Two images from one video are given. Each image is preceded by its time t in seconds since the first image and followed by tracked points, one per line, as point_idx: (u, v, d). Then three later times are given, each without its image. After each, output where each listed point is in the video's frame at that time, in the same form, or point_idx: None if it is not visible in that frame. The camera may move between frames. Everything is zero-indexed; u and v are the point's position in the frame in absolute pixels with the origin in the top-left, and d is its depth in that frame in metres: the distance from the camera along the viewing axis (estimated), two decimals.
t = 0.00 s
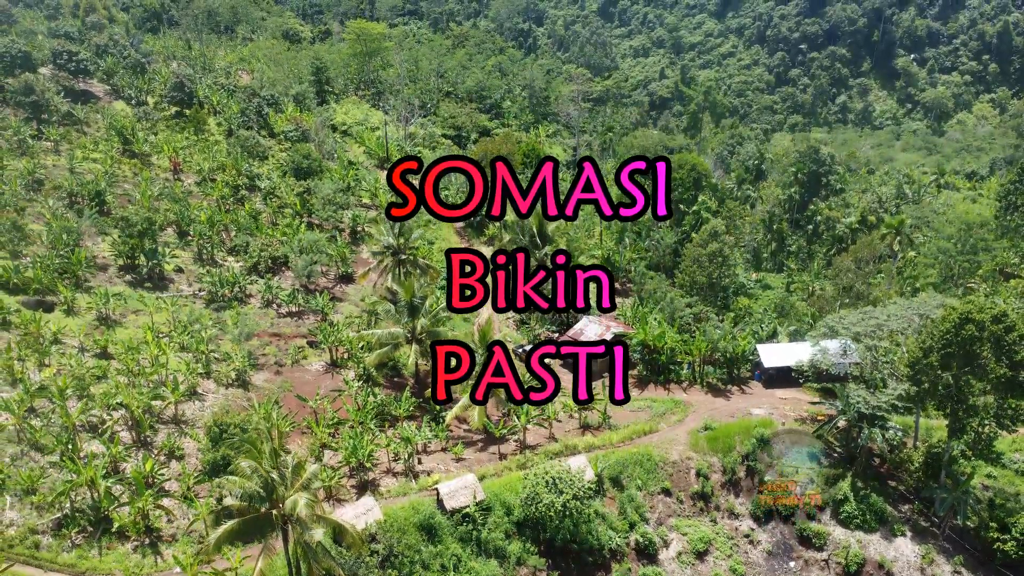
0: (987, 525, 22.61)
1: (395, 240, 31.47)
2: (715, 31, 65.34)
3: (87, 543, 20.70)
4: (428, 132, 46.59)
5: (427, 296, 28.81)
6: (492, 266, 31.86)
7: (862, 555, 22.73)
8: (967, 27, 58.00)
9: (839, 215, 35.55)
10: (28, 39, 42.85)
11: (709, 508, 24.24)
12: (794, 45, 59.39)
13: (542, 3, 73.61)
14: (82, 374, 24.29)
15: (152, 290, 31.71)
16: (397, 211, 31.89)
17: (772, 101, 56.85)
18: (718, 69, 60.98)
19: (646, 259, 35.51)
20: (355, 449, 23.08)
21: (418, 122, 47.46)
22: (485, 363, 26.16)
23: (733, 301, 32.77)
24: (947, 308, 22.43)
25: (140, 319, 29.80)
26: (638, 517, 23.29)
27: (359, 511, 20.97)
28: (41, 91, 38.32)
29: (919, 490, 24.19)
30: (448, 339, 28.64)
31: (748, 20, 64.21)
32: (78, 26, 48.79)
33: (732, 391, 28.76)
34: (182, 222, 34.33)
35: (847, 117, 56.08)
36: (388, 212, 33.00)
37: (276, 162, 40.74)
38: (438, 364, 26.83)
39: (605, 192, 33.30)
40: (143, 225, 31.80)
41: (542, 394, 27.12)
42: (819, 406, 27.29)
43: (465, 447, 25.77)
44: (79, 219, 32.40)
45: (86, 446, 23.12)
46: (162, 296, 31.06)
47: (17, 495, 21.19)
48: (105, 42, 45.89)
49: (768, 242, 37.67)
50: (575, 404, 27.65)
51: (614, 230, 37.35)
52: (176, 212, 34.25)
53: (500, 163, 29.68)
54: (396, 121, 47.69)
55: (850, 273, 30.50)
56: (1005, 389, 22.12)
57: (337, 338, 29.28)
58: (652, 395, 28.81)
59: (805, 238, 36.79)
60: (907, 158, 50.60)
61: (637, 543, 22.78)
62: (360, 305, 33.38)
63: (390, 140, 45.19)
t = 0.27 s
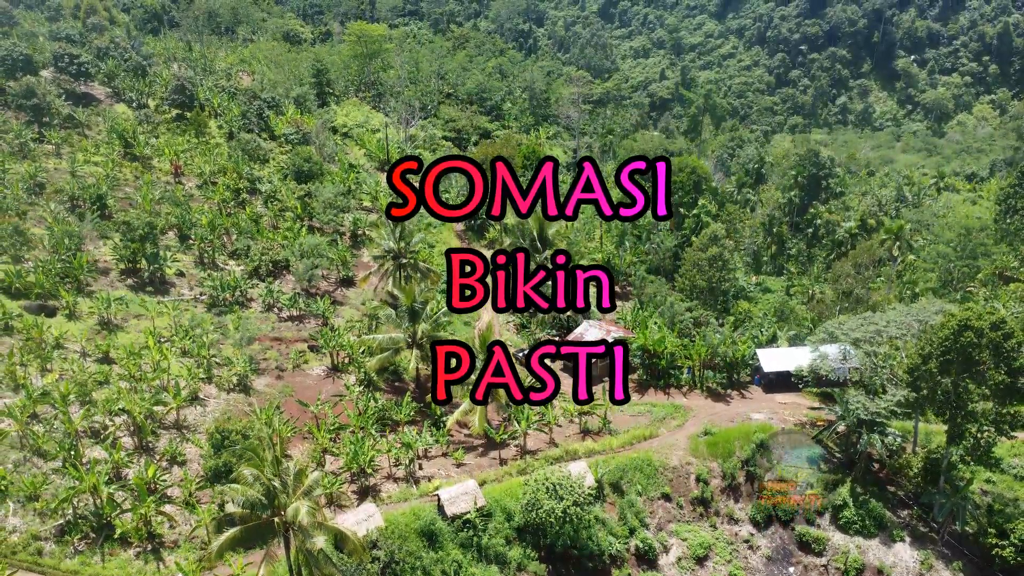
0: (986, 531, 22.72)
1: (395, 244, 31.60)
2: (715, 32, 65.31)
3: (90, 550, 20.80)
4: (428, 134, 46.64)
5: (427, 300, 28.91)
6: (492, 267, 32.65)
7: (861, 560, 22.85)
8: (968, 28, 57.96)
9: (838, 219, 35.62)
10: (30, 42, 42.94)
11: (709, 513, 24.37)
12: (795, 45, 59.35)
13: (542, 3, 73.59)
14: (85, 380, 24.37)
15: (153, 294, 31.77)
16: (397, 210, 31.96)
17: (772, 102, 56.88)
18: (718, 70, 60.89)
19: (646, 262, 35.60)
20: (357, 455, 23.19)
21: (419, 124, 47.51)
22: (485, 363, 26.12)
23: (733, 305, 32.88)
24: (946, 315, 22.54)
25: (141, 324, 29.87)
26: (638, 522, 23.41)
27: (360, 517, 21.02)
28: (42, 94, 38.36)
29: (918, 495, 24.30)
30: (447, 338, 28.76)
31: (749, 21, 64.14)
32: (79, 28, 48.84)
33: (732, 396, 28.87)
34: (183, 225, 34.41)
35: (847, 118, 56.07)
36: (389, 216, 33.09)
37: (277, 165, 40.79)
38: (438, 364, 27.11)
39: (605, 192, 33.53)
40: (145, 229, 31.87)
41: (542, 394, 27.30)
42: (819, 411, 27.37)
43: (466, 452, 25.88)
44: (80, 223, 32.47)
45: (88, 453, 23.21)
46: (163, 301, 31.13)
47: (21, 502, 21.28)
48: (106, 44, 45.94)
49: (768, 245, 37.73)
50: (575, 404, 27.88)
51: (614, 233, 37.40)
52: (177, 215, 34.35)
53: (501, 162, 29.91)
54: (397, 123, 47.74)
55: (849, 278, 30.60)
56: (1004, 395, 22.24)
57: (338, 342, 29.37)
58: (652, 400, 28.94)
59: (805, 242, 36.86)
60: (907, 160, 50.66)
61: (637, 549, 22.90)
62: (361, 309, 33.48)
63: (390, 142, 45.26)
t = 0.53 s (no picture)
0: (984, 537, 22.84)
1: (396, 249, 31.77)
2: (716, 33, 65.19)
3: (92, 557, 20.89)
4: (429, 136, 46.67)
5: (428, 306, 28.95)
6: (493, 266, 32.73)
7: (860, 566, 22.96)
8: (968, 29, 57.94)
9: (838, 223, 35.68)
10: (31, 45, 42.98)
11: (708, 518, 24.47)
12: (795, 47, 59.33)
13: (542, 4, 73.54)
14: (86, 387, 24.44)
15: (155, 298, 31.84)
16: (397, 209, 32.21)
17: (773, 103, 56.89)
18: (719, 71, 60.79)
19: (646, 266, 35.67)
20: (357, 461, 23.27)
21: (419, 127, 47.56)
22: (485, 363, 25.84)
23: (733, 309, 32.95)
24: (946, 321, 22.58)
25: (143, 328, 29.95)
26: (638, 528, 23.52)
27: (361, 524, 21.11)
28: (43, 98, 38.42)
29: (917, 501, 24.38)
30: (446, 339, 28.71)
31: (749, 22, 64.08)
32: (80, 30, 48.86)
33: (731, 401, 29.01)
34: (184, 229, 34.47)
35: (847, 119, 56.06)
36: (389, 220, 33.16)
37: (278, 168, 40.83)
38: (438, 364, 27.29)
39: (605, 192, 33.80)
40: (146, 234, 31.93)
41: (541, 394, 28.23)
42: (818, 417, 27.47)
43: (466, 457, 25.99)
44: (82, 227, 32.54)
45: (90, 459, 23.31)
46: (164, 306, 31.19)
47: (23, 508, 21.34)
48: (107, 47, 45.99)
49: (768, 248, 37.77)
50: (575, 403, 28.73)
51: (614, 236, 37.45)
52: (178, 220, 34.41)
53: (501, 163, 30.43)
54: (398, 126, 47.78)
55: (848, 283, 30.68)
56: (1002, 402, 22.32)
57: (339, 347, 29.46)
58: (651, 405, 29.06)
59: (805, 245, 36.92)
60: (907, 161, 50.68)
61: (637, 555, 23.01)
62: (362, 313, 33.57)
63: (391, 144, 45.33)
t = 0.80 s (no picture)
0: (983, 543, 22.96)
1: (397, 253, 31.85)
2: (716, 34, 65.15)
3: (95, 563, 20.97)
4: (429, 139, 46.68)
5: (429, 311, 28.96)
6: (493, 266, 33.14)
7: (859, 572, 23.06)
8: (968, 31, 57.95)
9: (838, 227, 35.74)
10: (32, 48, 43.01)
11: (708, 524, 24.57)
12: (795, 48, 59.30)
13: (543, 5, 73.48)
14: (88, 393, 24.50)
15: (156, 302, 31.89)
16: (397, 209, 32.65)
17: (773, 105, 56.89)
18: (719, 72, 60.67)
19: (646, 270, 35.74)
20: (359, 467, 23.34)
21: (420, 129, 47.58)
22: (485, 363, 25.90)
23: (733, 313, 33.02)
24: (944, 328, 22.66)
25: (144, 333, 30.00)
26: (638, 534, 23.61)
27: (362, 531, 21.19)
28: (45, 101, 38.44)
29: (916, 507, 24.45)
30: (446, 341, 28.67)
31: (749, 24, 64.02)
32: (81, 33, 48.88)
33: (731, 406, 29.12)
34: (185, 233, 34.53)
35: (847, 120, 56.06)
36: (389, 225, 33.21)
37: (279, 171, 40.87)
38: (437, 363, 27.63)
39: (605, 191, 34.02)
40: (147, 238, 31.99)
41: (542, 394, 28.78)
42: (818, 421, 27.56)
43: (467, 463, 26.09)
44: (83, 231, 32.58)
45: (92, 465, 23.38)
46: (165, 310, 31.24)
47: (26, 515, 21.40)
48: (108, 50, 46.01)
49: (767, 251, 37.80)
50: (575, 403, 29.33)
51: (614, 240, 37.47)
52: (179, 223, 34.46)
53: (501, 163, 30.92)
54: (398, 128, 47.80)
55: (848, 288, 30.75)
56: (1001, 408, 22.39)
57: (339, 352, 29.56)
58: (651, 410, 29.18)
59: (805, 249, 36.94)
60: (907, 163, 50.72)
61: (637, 561, 23.12)
62: (362, 317, 33.65)
63: (391, 147, 45.38)
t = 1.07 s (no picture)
0: (981, 549, 23.11)
1: (397, 257, 31.91)
2: (717, 36, 65.12)
3: (97, 570, 21.05)
4: (430, 141, 46.71)
5: (429, 316, 28.95)
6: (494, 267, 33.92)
7: None
8: (968, 32, 57.95)
9: (838, 231, 35.80)
10: (34, 51, 43.06)
11: (707, 530, 24.67)
12: (795, 50, 59.25)
13: (543, 6, 73.43)
14: (90, 399, 24.58)
15: (157, 307, 31.94)
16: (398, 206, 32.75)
17: (773, 106, 56.87)
18: (720, 73, 60.59)
19: (646, 273, 35.80)
20: (359, 474, 23.41)
21: (420, 132, 47.61)
22: (485, 363, 26.36)
23: (732, 317, 33.10)
24: (943, 335, 22.72)
25: (145, 338, 30.06)
26: (638, 540, 23.72)
27: (363, 537, 21.29)
28: (46, 105, 38.48)
29: (915, 512, 24.52)
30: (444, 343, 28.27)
31: (750, 25, 63.97)
32: (82, 35, 48.95)
33: (731, 410, 29.22)
34: (186, 237, 34.59)
35: (847, 121, 56.03)
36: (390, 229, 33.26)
37: (280, 174, 40.92)
38: (438, 362, 28.18)
39: (605, 191, 34.38)
40: (148, 243, 32.06)
41: (541, 394, 28.79)
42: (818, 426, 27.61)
43: (467, 468, 26.18)
44: (85, 235, 32.65)
45: (94, 471, 23.47)
46: (166, 314, 31.29)
47: (28, 521, 21.48)
48: (109, 53, 46.08)
49: (767, 255, 37.82)
50: (575, 403, 29.81)
51: (614, 243, 37.48)
52: (180, 227, 34.50)
53: (501, 164, 31.99)
54: (398, 131, 47.84)
55: (848, 293, 30.82)
56: (999, 415, 22.52)
57: (340, 357, 29.65)
58: (651, 414, 29.28)
59: (805, 252, 36.96)
60: (907, 164, 50.75)
61: (637, 566, 23.24)
62: (363, 321, 33.72)
63: (392, 150, 45.46)
